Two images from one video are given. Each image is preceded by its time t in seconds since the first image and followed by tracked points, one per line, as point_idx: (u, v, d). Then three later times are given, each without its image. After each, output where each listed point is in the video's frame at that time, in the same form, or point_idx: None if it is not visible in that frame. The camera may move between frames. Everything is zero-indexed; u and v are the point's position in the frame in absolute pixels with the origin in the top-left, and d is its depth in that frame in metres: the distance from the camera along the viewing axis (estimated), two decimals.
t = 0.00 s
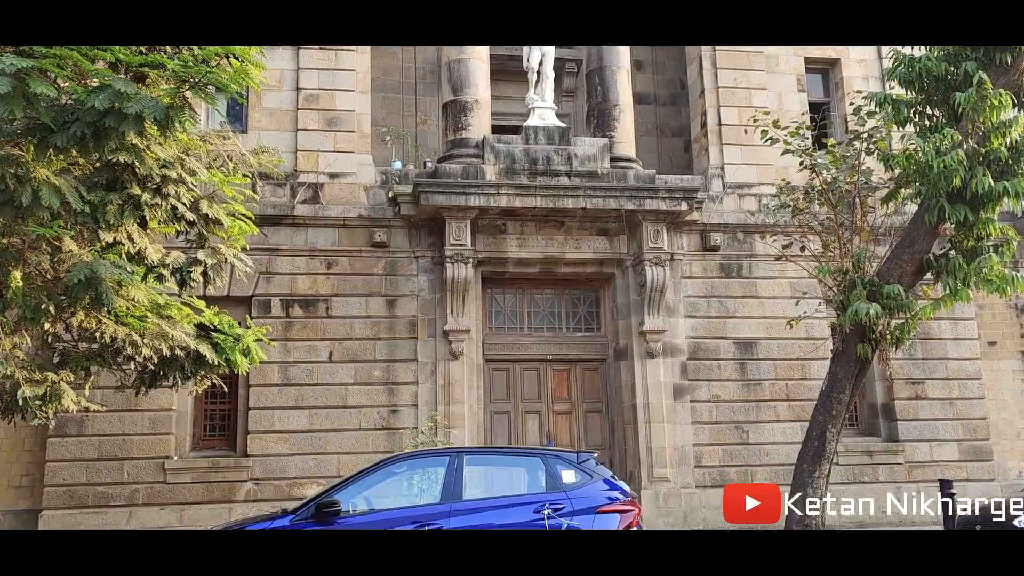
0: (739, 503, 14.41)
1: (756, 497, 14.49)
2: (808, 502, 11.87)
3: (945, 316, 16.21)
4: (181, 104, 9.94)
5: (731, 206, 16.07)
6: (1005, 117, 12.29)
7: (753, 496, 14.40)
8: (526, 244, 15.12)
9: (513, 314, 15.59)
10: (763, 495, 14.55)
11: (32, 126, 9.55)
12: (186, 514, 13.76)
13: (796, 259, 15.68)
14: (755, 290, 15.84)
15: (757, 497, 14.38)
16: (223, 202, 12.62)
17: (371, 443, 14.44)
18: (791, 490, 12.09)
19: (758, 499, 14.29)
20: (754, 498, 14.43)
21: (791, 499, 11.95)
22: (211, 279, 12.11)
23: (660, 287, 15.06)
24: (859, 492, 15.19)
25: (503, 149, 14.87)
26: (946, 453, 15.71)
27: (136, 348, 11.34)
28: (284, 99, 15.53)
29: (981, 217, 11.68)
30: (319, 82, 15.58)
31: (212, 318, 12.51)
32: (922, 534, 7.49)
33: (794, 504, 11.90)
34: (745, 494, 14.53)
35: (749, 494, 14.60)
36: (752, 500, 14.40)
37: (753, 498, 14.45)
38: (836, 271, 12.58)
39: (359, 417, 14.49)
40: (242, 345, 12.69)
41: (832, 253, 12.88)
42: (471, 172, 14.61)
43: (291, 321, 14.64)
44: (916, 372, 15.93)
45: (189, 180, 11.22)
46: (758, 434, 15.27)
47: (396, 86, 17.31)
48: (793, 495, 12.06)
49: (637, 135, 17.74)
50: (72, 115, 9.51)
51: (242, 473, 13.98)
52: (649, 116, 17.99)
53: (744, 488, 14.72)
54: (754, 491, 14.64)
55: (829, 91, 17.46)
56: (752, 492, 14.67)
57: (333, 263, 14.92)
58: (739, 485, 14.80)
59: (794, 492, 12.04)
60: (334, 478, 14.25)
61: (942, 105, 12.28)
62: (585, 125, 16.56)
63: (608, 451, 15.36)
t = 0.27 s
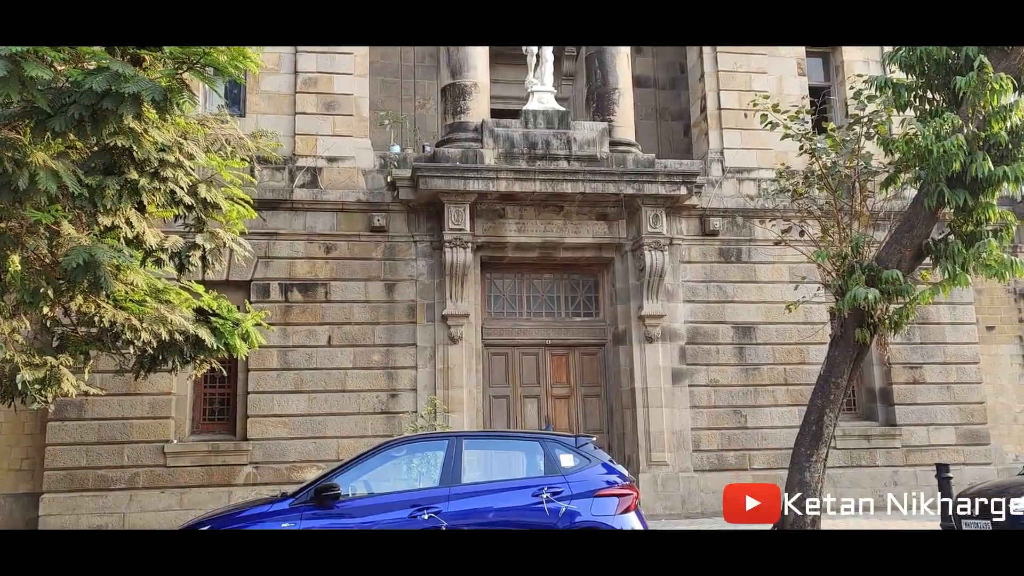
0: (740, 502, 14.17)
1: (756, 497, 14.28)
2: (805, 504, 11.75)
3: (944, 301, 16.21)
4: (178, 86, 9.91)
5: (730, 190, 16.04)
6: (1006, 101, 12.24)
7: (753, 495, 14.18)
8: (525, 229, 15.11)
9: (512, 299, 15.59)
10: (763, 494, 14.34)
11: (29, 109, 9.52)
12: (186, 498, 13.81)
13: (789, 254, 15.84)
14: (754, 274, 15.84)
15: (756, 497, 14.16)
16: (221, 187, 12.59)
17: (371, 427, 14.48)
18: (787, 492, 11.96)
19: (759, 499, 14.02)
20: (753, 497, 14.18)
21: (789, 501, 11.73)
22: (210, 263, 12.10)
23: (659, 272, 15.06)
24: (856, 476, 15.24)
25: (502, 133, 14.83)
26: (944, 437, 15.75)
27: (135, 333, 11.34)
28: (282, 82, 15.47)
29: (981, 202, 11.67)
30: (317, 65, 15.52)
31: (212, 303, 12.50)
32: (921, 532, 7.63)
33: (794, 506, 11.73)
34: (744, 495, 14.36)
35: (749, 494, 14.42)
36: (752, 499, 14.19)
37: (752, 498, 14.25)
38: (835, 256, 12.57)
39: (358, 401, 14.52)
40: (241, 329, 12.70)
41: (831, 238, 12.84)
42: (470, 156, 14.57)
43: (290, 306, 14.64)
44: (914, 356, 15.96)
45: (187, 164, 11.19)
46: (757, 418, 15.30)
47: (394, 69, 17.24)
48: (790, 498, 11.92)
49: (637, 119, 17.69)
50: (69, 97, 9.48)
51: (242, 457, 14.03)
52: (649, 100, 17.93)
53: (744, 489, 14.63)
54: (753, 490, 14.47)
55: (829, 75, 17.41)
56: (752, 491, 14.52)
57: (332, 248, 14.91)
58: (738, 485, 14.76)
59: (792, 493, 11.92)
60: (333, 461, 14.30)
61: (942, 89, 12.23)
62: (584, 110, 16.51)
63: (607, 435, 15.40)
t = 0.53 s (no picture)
0: (738, 499, 13.47)
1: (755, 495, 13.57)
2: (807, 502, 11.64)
3: (942, 284, 16.21)
4: (175, 67, 9.85)
5: (729, 173, 16.01)
6: (1007, 84, 12.17)
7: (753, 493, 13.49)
8: (524, 212, 15.08)
9: (511, 282, 15.59)
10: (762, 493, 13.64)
11: (25, 90, 9.47)
12: (186, 479, 13.86)
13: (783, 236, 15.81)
14: (753, 257, 15.82)
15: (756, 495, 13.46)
16: (219, 169, 12.55)
17: (370, 409, 14.52)
18: (787, 491, 11.89)
19: (760, 496, 13.29)
20: (754, 496, 13.45)
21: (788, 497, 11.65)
22: (209, 245, 12.08)
23: (657, 255, 15.06)
24: (853, 458, 15.30)
25: (501, 116, 14.78)
26: (940, 419, 15.79)
27: (133, 315, 11.34)
28: (280, 64, 15.41)
29: (980, 184, 11.65)
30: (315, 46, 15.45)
31: (210, 285, 12.49)
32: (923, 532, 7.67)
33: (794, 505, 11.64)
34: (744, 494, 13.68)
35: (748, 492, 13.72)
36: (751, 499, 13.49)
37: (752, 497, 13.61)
38: (835, 238, 12.54)
39: (357, 383, 14.55)
40: (240, 311, 12.70)
41: (831, 220, 12.79)
42: (469, 138, 14.52)
43: (288, 289, 14.64)
44: (911, 339, 15.97)
45: (184, 146, 11.14)
46: (755, 400, 15.34)
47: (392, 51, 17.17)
48: (789, 497, 11.85)
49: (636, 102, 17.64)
50: (65, 78, 9.43)
51: (241, 439, 14.07)
52: (648, 82, 17.87)
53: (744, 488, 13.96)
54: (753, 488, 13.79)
55: (829, 57, 17.35)
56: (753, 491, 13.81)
57: (330, 230, 14.89)
58: (737, 486, 14.22)
59: (791, 493, 11.85)
60: (333, 443, 14.35)
61: (942, 71, 12.16)
62: (583, 92, 16.45)
63: (605, 417, 15.44)
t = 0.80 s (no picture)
0: (736, 500, 12.41)
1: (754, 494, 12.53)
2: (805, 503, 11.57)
3: (941, 267, 16.20)
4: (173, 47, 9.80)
5: (729, 155, 15.97)
6: (1009, 65, 12.11)
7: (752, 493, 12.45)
8: (523, 194, 15.06)
9: (510, 264, 15.58)
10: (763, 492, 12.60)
11: (22, 70, 9.42)
12: (186, 461, 13.91)
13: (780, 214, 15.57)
14: (752, 239, 15.81)
15: (755, 495, 12.44)
16: (217, 150, 12.51)
17: (370, 391, 14.56)
18: (786, 492, 11.84)
19: (759, 496, 12.30)
20: (753, 495, 12.43)
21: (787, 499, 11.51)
22: (207, 227, 12.06)
23: (657, 237, 15.05)
24: (851, 440, 15.35)
25: (500, 97, 14.72)
26: (938, 401, 15.83)
27: (133, 297, 11.34)
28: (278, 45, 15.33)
29: (980, 166, 11.62)
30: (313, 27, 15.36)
31: (209, 268, 12.47)
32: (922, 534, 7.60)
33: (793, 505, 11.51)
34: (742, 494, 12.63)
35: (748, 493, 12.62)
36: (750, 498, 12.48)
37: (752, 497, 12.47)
38: (834, 221, 12.50)
39: (357, 365, 14.57)
40: (239, 293, 12.70)
41: (831, 203, 12.75)
42: (468, 120, 14.48)
43: (287, 271, 14.63)
44: (910, 322, 15.99)
45: (182, 127, 11.10)
46: (753, 383, 15.37)
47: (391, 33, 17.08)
48: (789, 498, 11.80)
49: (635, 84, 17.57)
50: (62, 59, 9.38)
51: (241, 421, 14.11)
52: (648, 63, 17.79)
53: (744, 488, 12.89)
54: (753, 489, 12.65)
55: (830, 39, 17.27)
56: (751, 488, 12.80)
57: (329, 212, 14.86)
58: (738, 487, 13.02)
59: (791, 493, 11.81)
60: (332, 425, 14.39)
61: (944, 52, 12.09)
62: (583, 73, 16.38)
63: (604, 399, 15.48)
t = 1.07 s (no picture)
0: (736, 501, 11.28)
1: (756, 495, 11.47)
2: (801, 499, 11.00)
3: (941, 249, 16.19)
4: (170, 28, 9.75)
5: (729, 137, 15.91)
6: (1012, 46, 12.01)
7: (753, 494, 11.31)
8: (523, 176, 15.02)
9: (509, 246, 15.56)
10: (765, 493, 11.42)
11: (19, 51, 9.38)
12: (187, 442, 13.96)
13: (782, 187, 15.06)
14: (752, 221, 15.78)
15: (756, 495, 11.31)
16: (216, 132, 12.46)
17: (370, 373, 14.60)
18: (785, 475, 11.85)
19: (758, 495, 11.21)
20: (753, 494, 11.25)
21: (783, 494, 11.31)
22: (207, 209, 12.03)
23: (657, 219, 15.03)
24: (850, 422, 15.40)
25: (500, 78, 14.66)
26: (937, 383, 15.85)
27: (132, 280, 11.34)
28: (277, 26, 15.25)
29: (982, 149, 11.56)
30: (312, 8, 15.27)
31: (208, 250, 12.45)
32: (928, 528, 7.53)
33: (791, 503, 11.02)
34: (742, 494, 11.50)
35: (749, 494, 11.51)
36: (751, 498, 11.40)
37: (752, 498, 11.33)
38: (834, 203, 12.45)
39: (357, 347, 14.60)
40: (239, 276, 12.69)
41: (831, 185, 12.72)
42: (468, 101, 14.43)
43: (287, 253, 14.62)
44: (910, 304, 15.99)
45: (181, 108, 11.04)
46: (752, 364, 15.39)
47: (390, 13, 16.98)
48: (787, 490, 11.76)
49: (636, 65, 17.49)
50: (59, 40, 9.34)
51: (242, 402, 14.15)
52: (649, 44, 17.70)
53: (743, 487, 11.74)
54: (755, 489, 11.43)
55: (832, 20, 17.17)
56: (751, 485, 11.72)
57: (328, 194, 14.83)
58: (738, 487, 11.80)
59: (790, 476, 11.83)
60: (333, 406, 14.44)
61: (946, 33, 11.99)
62: (583, 54, 16.30)
63: (603, 381, 15.52)
